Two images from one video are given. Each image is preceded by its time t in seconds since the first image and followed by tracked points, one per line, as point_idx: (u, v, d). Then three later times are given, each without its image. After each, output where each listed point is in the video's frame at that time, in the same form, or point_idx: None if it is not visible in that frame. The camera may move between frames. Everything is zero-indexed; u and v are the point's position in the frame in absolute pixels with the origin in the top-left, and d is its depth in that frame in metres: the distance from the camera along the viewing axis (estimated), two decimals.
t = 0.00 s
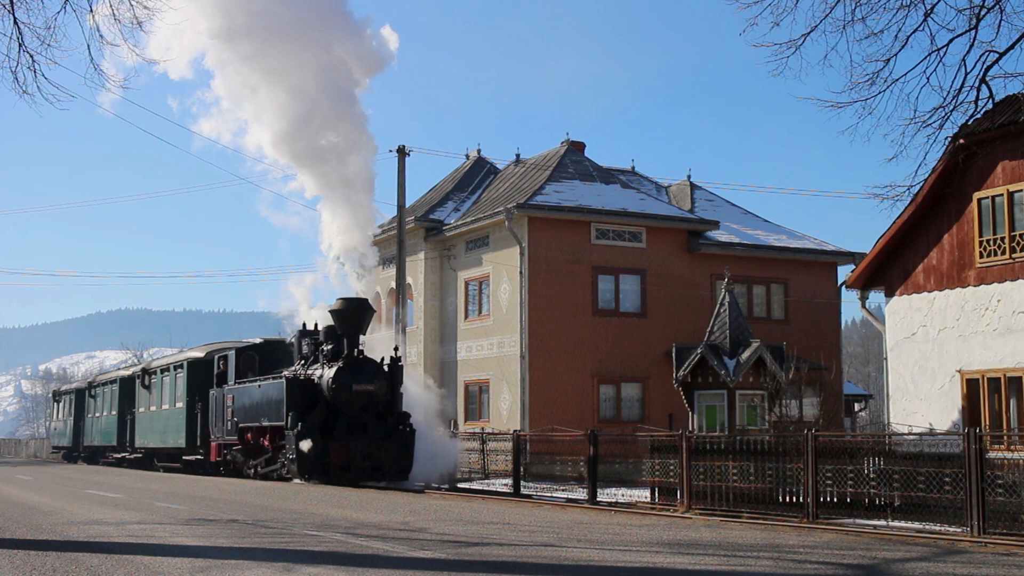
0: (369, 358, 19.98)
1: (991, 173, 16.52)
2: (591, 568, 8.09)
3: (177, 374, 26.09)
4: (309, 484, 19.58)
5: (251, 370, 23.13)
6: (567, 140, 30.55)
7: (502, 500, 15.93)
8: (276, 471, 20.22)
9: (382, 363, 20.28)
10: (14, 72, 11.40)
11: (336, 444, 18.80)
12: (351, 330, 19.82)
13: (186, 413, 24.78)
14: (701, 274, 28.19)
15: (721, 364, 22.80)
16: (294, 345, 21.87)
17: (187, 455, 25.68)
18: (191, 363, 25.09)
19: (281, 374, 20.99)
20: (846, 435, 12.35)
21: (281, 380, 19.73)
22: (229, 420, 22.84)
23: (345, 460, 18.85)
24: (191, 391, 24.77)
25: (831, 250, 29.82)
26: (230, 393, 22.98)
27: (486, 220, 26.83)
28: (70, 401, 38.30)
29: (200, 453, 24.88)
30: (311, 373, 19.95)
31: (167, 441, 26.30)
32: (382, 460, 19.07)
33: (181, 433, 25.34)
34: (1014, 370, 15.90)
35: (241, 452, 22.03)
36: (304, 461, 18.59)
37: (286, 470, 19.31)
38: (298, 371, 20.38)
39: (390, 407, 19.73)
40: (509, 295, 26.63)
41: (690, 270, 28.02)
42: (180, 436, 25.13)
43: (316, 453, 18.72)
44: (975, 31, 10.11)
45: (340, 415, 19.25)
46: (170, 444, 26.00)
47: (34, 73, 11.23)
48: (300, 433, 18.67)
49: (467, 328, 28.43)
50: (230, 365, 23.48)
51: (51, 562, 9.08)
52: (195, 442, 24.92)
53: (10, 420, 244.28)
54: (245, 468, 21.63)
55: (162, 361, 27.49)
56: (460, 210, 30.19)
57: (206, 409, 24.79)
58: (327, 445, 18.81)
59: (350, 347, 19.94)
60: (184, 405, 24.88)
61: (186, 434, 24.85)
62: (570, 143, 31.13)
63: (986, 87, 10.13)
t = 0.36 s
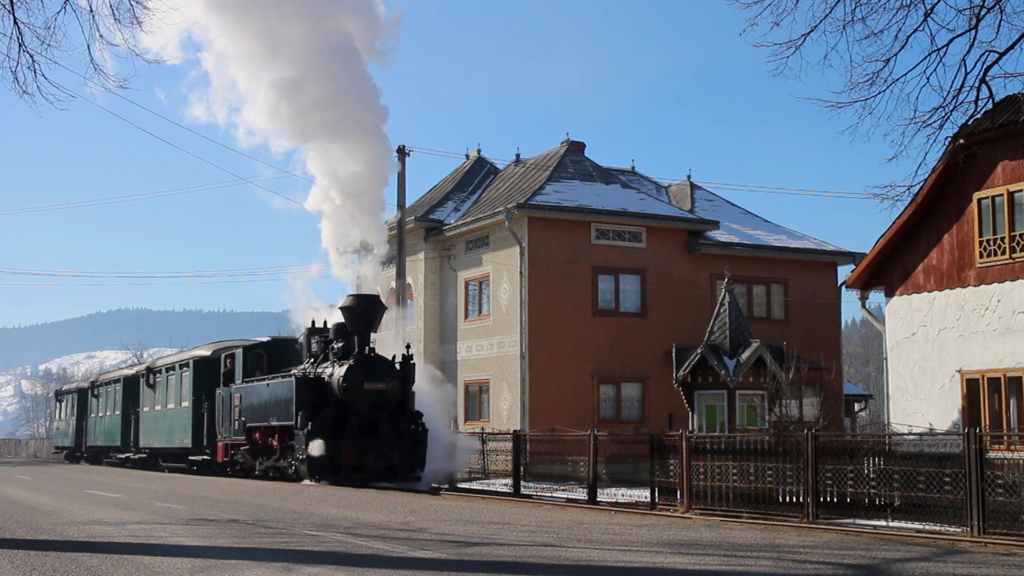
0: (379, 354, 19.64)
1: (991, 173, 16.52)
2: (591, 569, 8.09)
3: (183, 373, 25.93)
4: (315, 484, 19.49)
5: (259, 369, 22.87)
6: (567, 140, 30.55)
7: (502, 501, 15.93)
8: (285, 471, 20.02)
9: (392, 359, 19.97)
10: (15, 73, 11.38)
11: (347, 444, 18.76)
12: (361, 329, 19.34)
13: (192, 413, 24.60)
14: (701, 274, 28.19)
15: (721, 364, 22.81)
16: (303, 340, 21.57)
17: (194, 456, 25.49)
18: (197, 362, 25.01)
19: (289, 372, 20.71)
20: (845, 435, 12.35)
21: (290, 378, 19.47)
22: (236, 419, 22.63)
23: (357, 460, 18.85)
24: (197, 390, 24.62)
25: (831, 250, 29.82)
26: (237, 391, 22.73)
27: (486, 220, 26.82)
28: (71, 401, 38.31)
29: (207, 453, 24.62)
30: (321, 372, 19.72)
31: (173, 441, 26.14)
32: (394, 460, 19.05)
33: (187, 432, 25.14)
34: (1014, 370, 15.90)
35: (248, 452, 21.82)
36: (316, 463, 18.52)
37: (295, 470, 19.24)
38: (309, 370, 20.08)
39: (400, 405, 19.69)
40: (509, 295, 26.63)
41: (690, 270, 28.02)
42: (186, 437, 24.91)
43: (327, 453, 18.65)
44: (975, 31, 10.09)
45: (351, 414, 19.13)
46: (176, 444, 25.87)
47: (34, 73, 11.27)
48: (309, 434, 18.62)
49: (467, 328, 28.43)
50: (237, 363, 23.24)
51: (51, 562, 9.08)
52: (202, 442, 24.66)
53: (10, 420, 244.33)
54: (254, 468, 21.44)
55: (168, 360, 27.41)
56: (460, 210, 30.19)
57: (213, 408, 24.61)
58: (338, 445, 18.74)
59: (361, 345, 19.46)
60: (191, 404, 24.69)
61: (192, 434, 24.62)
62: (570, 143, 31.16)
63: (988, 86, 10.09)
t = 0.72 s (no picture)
0: (391, 352, 19.46)
1: (991, 173, 16.52)
2: (591, 569, 8.09)
3: (189, 373, 25.77)
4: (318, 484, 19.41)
5: (268, 367, 22.59)
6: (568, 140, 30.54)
7: (502, 500, 15.92)
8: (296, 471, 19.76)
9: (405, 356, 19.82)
10: (13, 72, 11.31)
11: (359, 444, 18.48)
12: (373, 326, 19.12)
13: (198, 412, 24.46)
14: (701, 274, 28.19)
15: (721, 364, 22.82)
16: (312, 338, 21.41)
17: (201, 456, 25.38)
18: (204, 361, 24.71)
19: (299, 371, 20.46)
20: (845, 435, 12.36)
21: (300, 377, 19.17)
22: (244, 419, 22.36)
23: (369, 460, 18.53)
24: (203, 389, 24.47)
25: (831, 250, 29.81)
26: (245, 391, 22.48)
27: (486, 220, 26.82)
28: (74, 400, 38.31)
29: (214, 453, 24.62)
30: (332, 371, 19.55)
31: (178, 441, 26.04)
32: (406, 460, 18.82)
33: (193, 432, 25.03)
34: (1014, 370, 15.89)
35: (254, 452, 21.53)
36: (328, 463, 18.20)
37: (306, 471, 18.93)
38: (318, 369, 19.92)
39: (413, 404, 19.52)
40: (509, 294, 26.63)
41: (690, 270, 28.02)
42: (193, 436, 24.86)
43: (339, 454, 18.34)
44: (976, 31, 10.06)
45: (363, 414, 18.89)
46: (181, 444, 25.74)
47: (34, 73, 11.21)
48: (321, 434, 18.30)
49: (467, 328, 28.43)
50: (246, 361, 22.96)
51: (51, 562, 9.08)
52: (208, 442, 24.64)
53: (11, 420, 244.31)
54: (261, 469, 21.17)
55: (173, 359, 27.29)
56: (460, 210, 30.19)
57: (220, 407, 24.51)
58: (350, 445, 18.47)
59: (373, 343, 19.32)
60: (197, 404, 24.56)
61: (199, 433, 24.59)
62: (570, 143, 31.15)
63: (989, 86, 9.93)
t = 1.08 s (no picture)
0: (405, 350, 19.22)
1: (991, 173, 16.52)
2: (591, 569, 8.09)
3: (195, 370, 25.60)
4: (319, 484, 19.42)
5: (276, 366, 22.17)
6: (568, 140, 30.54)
7: (502, 500, 15.92)
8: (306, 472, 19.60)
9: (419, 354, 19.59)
10: (13, 72, 11.32)
11: (373, 444, 18.21)
12: (387, 323, 18.87)
13: (205, 411, 24.24)
14: (701, 274, 28.19)
15: (721, 364, 22.84)
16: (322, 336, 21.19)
17: (207, 456, 25.16)
18: (211, 358, 24.54)
19: (310, 369, 20.26)
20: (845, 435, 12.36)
21: (311, 375, 18.97)
22: (252, 418, 22.14)
23: (383, 461, 18.23)
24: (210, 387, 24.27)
25: (831, 249, 29.81)
26: (253, 390, 22.27)
27: (486, 220, 26.81)
28: (77, 400, 38.29)
29: (221, 453, 24.26)
30: (343, 368, 19.35)
31: (184, 441, 25.78)
32: (421, 460, 18.53)
33: (200, 432, 24.74)
34: (1014, 370, 15.90)
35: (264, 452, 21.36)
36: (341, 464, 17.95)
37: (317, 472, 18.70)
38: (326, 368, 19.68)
39: (427, 403, 19.31)
40: (509, 294, 26.62)
41: (690, 270, 28.02)
42: (199, 436, 24.53)
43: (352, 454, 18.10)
44: (976, 31, 10.07)
45: (376, 412, 18.64)
46: (188, 444, 25.50)
47: (34, 73, 11.27)
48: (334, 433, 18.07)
49: (467, 328, 28.44)
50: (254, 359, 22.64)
51: (51, 562, 9.08)
52: (215, 442, 24.30)
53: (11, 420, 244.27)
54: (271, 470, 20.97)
55: (179, 357, 27.12)
56: (460, 210, 30.18)
57: (227, 406, 24.28)
58: (364, 445, 18.21)
59: (386, 340, 19.09)
60: (204, 402, 24.33)
61: (206, 433, 24.27)
62: (570, 143, 31.16)
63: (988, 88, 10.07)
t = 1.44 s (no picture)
0: (420, 347, 19.15)
1: (991, 173, 16.53)
2: (591, 569, 8.09)
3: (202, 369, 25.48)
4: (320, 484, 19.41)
5: (285, 364, 22.03)
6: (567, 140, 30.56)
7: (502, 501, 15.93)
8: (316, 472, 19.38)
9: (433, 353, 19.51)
10: (15, 73, 11.37)
11: (387, 444, 18.03)
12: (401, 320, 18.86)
13: (213, 411, 24.10)
14: (701, 274, 28.19)
15: (721, 364, 22.84)
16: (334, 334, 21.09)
17: (213, 455, 24.97)
18: (218, 358, 24.39)
19: (321, 367, 20.08)
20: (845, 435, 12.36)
21: (324, 373, 18.85)
22: (261, 418, 21.96)
23: (397, 461, 18.05)
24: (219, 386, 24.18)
25: (831, 250, 29.81)
26: (262, 389, 22.14)
27: (486, 220, 26.81)
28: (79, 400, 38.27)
29: (229, 453, 24.13)
30: (355, 366, 19.25)
31: (191, 441, 25.65)
32: (437, 461, 18.26)
33: (207, 432, 24.58)
34: (1014, 370, 15.89)
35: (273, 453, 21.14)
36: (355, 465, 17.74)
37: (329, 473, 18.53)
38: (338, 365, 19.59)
39: (443, 402, 19.16)
40: (509, 294, 26.62)
41: (690, 270, 28.03)
42: (207, 436, 24.38)
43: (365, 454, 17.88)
44: (975, 31, 10.07)
45: (391, 412, 18.46)
46: (195, 444, 25.35)
47: (34, 73, 11.45)
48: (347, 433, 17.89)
49: (467, 328, 28.45)
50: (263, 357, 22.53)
51: (51, 562, 9.08)
52: (223, 442, 24.15)
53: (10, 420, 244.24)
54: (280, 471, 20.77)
55: (185, 356, 26.99)
56: (460, 210, 30.19)
57: (235, 405, 24.15)
58: (378, 445, 18.02)
59: (400, 337, 19.06)
60: (212, 402, 24.19)
61: (214, 433, 24.11)
62: (570, 143, 31.17)
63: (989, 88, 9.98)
